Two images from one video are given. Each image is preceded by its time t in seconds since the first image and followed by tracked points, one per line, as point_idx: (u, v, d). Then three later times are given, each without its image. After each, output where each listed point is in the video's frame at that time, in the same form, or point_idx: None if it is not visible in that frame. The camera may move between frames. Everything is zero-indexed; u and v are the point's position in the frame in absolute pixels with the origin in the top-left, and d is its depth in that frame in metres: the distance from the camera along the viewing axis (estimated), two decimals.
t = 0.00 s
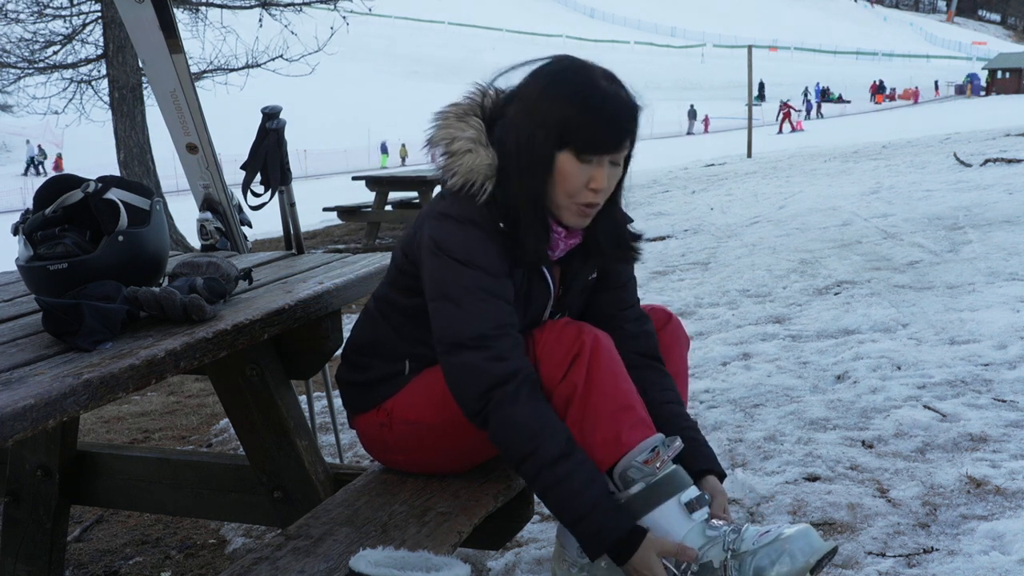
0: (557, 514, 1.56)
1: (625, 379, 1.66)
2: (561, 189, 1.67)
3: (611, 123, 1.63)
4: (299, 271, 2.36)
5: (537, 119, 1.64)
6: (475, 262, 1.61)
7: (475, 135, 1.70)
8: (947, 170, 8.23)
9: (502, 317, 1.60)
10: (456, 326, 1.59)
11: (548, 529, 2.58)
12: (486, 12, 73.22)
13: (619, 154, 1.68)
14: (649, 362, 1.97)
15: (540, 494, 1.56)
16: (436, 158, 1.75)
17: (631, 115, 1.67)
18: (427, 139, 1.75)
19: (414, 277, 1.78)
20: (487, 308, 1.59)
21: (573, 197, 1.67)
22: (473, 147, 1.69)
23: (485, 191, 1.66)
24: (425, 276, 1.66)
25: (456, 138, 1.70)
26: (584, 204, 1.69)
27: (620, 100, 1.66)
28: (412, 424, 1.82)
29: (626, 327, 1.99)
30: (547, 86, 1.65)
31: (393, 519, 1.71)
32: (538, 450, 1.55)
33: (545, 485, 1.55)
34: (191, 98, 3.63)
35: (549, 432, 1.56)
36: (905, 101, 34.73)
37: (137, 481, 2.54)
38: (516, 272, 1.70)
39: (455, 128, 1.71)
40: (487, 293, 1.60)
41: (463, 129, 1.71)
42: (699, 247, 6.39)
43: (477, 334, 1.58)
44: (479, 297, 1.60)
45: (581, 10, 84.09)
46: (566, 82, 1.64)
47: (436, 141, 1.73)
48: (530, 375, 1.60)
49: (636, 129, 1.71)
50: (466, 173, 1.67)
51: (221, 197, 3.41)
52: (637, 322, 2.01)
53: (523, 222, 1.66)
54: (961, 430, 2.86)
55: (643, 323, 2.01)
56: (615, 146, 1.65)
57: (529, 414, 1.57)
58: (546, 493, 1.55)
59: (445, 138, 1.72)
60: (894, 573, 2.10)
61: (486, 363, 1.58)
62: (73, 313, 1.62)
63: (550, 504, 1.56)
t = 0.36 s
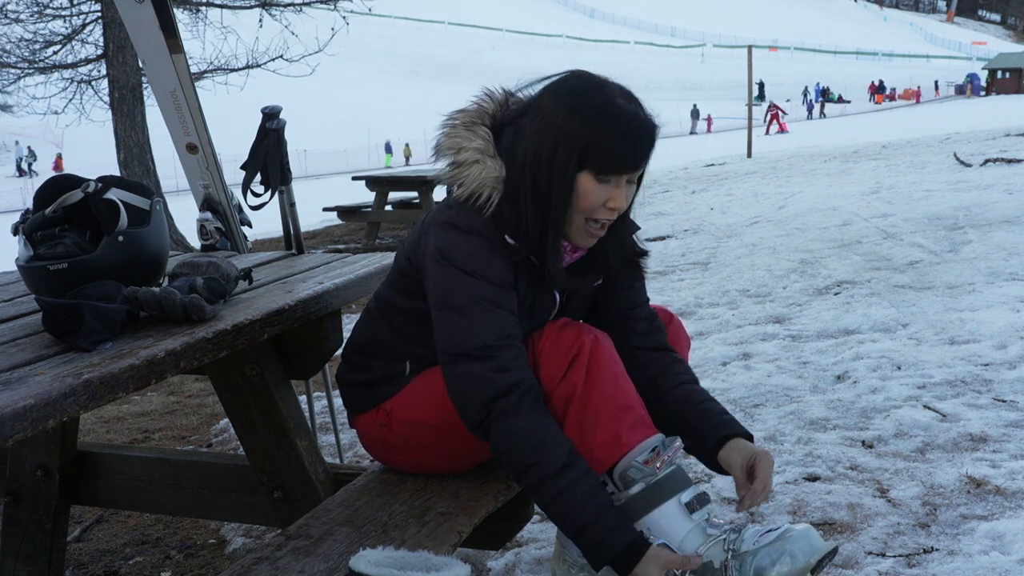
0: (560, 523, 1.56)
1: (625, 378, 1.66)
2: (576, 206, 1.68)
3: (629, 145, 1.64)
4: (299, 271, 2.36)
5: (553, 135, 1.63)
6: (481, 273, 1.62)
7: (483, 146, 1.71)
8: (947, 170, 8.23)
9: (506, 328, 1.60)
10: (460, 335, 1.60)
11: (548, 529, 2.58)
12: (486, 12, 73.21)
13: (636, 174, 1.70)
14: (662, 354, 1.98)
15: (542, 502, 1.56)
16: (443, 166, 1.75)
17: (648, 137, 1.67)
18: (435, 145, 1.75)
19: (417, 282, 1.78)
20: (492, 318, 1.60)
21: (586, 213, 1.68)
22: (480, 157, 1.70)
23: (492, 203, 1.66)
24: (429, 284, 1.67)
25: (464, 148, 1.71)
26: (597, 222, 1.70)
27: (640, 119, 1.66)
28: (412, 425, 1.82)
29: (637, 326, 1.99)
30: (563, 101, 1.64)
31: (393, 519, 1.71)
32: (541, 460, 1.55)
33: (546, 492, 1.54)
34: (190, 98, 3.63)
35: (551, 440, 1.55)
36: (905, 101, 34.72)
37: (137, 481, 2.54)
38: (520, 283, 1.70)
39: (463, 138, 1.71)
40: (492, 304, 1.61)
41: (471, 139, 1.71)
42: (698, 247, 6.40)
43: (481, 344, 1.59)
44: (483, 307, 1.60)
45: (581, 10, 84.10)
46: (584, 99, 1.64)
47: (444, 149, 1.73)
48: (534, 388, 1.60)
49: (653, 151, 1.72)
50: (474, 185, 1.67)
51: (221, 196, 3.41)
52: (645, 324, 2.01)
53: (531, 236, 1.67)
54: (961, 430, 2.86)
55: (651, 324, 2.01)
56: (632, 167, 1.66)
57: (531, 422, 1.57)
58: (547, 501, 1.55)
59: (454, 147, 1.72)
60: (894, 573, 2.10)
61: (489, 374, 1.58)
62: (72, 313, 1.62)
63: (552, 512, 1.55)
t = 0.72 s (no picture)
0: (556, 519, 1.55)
1: (624, 380, 1.66)
2: (573, 208, 1.68)
3: (629, 150, 1.64)
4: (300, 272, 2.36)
5: (552, 137, 1.63)
6: (476, 272, 1.62)
7: (481, 146, 1.70)
8: (947, 170, 8.23)
9: (499, 326, 1.61)
10: (453, 332, 1.59)
11: (548, 529, 2.58)
12: (486, 12, 73.20)
13: (633, 179, 1.71)
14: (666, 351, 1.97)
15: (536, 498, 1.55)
16: (439, 164, 1.75)
17: (649, 143, 1.68)
18: (432, 144, 1.74)
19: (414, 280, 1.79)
20: (485, 317, 1.60)
21: (582, 215, 1.69)
22: (477, 157, 1.69)
23: (489, 203, 1.66)
24: (423, 282, 1.67)
25: (461, 146, 1.70)
26: (594, 225, 1.71)
27: (640, 124, 1.67)
28: (410, 425, 1.83)
29: (643, 324, 2.00)
30: (564, 104, 1.65)
31: (393, 519, 1.71)
32: (536, 456, 1.55)
33: (540, 487, 1.54)
34: (191, 98, 3.63)
35: (545, 436, 1.56)
36: (905, 101, 34.69)
37: (137, 480, 2.54)
38: (514, 283, 1.71)
39: (460, 136, 1.71)
40: (486, 302, 1.61)
41: (469, 138, 1.70)
42: (699, 247, 6.39)
43: (475, 341, 1.59)
44: (477, 305, 1.60)
45: (582, 10, 84.10)
46: (586, 102, 1.65)
47: (441, 147, 1.71)
48: (522, 385, 1.60)
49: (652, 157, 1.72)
50: (470, 184, 1.67)
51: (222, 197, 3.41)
52: (651, 322, 2.01)
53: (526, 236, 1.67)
54: (961, 430, 2.86)
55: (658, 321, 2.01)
56: (631, 172, 1.67)
57: (528, 418, 1.57)
58: (542, 496, 1.55)
59: (450, 145, 1.71)
60: (894, 573, 2.10)
61: (480, 370, 1.58)
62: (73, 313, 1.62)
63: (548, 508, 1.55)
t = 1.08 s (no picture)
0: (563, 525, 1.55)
1: (624, 380, 1.66)
2: (572, 209, 1.69)
3: (625, 150, 1.65)
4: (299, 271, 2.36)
5: (551, 139, 1.64)
6: (479, 273, 1.62)
7: (480, 149, 1.68)
8: (947, 170, 8.23)
9: (504, 327, 1.60)
10: (458, 335, 1.59)
11: (548, 529, 2.58)
12: (486, 12, 73.20)
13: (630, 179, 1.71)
14: (664, 351, 1.98)
15: (542, 505, 1.56)
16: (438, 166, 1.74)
17: (644, 142, 1.68)
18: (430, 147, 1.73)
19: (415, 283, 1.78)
20: (490, 319, 1.60)
21: (582, 216, 1.69)
22: (477, 160, 1.67)
23: (490, 206, 1.66)
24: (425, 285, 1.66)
25: (461, 149, 1.67)
26: (592, 224, 1.71)
27: (637, 123, 1.67)
28: (411, 426, 1.83)
29: (641, 324, 1.99)
30: (561, 105, 1.65)
31: (393, 519, 1.71)
32: (542, 461, 1.54)
33: (547, 494, 1.54)
34: (191, 98, 3.64)
35: (550, 441, 1.55)
36: (905, 101, 34.68)
37: (137, 480, 2.54)
38: (517, 284, 1.71)
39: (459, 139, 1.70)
40: (490, 304, 1.61)
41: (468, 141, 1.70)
42: (699, 247, 6.39)
43: (480, 344, 1.59)
44: (481, 307, 1.60)
45: (581, 10, 84.10)
46: (583, 103, 1.65)
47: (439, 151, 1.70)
48: (529, 389, 1.60)
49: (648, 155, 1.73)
50: (471, 188, 1.66)
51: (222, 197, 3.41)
52: (650, 320, 2.00)
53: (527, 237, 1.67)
54: (961, 430, 2.86)
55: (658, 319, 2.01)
56: (628, 171, 1.67)
57: (533, 422, 1.57)
58: (547, 503, 1.55)
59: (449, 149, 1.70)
60: (894, 573, 2.10)
61: (487, 372, 1.58)
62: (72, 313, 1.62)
63: (553, 515, 1.55)
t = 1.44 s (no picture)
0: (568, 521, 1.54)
1: (624, 380, 1.66)
2: (576, 209, 1.68)
3: (629, 151, 1.65)
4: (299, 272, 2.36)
5: (555, 139, 1.63)
6: (483, 271, 1.62)
7: (484, 149, 1.69)
8: (947, 170, 8.23)
9: (509, 323, 1.60)
10: (462, 331, 1.59)
11: (548, 529, 2.58)
12: (486, 12, 73.21)
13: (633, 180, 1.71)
14: (658, 359, 1.98)
15: (556, 488, 1.55)
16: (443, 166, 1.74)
17: (648, 143, 1.68)
18: (435, 148, 1.73)
19: (417, 282, 1.78)
20: (495, 315, 1.59)
21: (585, 217, 1.69)
22: (481, 161, 1.68)
23: (494, 206, 1.66)
24: (429, 284, 1.66)
25: (465, 150, 1.70)
26: (596, 225, 1.71)
27: (640, 124, 1.67)
28: (412, 425, 1.83)
29: (636, 328, 1.99)
30: (564, 105, 1.65)
31: (393, 519, 1.71)
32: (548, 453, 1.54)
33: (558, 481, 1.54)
34: (191, 98, 3.64)
35: (560, 426, 1.55)
36: (905, 101, 34.67)
37: (137, 480, 2.54)
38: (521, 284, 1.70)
39: (463, 140, 1.70)
40: (495, 300, 1.60)
41: (472, 141, 1.70)
42: (699, 247, 6.40)
43: (485, 339, 1.58)
44: (486, 303, 1.60)
45: (582, 10, 84.09)
46: (586, 103, 1.64)
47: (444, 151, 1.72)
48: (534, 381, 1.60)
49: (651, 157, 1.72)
50: (475, 188, 1.67)
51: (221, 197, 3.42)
52: (646, 323, 2.00)
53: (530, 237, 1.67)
54: (961, 430, 2.86)
55: (655, 322, 2.01)
56: (631, 172, 1.67)
57: (540, 414, 1.56)
58: (560, 488, 1.54)
59: (454, 149, 1.71)
60: (894, 573, 2.10)
61: (494, 367, 1.57)
62: (72, 314, 1.63)
63: (567, 497, 1.54)
